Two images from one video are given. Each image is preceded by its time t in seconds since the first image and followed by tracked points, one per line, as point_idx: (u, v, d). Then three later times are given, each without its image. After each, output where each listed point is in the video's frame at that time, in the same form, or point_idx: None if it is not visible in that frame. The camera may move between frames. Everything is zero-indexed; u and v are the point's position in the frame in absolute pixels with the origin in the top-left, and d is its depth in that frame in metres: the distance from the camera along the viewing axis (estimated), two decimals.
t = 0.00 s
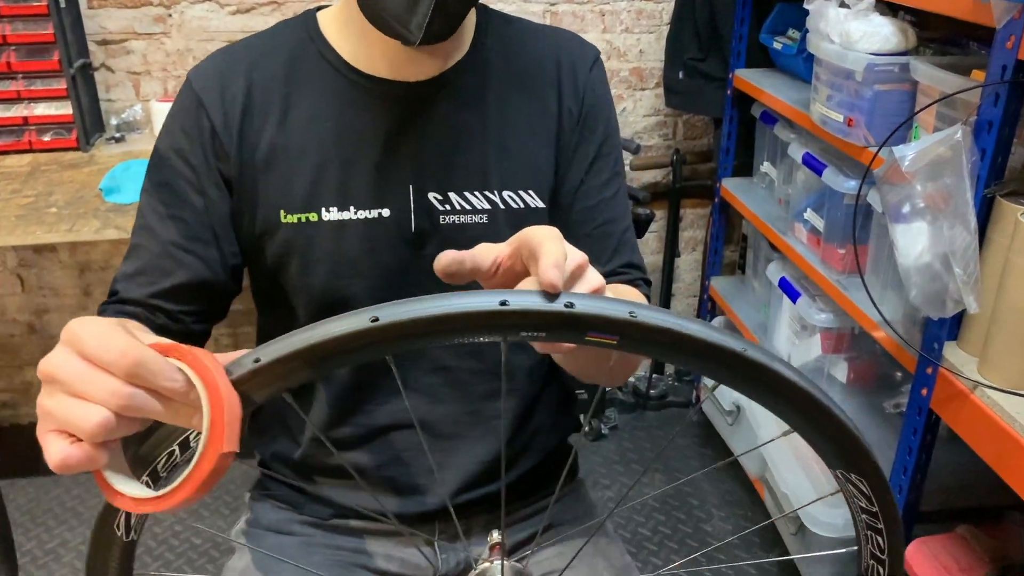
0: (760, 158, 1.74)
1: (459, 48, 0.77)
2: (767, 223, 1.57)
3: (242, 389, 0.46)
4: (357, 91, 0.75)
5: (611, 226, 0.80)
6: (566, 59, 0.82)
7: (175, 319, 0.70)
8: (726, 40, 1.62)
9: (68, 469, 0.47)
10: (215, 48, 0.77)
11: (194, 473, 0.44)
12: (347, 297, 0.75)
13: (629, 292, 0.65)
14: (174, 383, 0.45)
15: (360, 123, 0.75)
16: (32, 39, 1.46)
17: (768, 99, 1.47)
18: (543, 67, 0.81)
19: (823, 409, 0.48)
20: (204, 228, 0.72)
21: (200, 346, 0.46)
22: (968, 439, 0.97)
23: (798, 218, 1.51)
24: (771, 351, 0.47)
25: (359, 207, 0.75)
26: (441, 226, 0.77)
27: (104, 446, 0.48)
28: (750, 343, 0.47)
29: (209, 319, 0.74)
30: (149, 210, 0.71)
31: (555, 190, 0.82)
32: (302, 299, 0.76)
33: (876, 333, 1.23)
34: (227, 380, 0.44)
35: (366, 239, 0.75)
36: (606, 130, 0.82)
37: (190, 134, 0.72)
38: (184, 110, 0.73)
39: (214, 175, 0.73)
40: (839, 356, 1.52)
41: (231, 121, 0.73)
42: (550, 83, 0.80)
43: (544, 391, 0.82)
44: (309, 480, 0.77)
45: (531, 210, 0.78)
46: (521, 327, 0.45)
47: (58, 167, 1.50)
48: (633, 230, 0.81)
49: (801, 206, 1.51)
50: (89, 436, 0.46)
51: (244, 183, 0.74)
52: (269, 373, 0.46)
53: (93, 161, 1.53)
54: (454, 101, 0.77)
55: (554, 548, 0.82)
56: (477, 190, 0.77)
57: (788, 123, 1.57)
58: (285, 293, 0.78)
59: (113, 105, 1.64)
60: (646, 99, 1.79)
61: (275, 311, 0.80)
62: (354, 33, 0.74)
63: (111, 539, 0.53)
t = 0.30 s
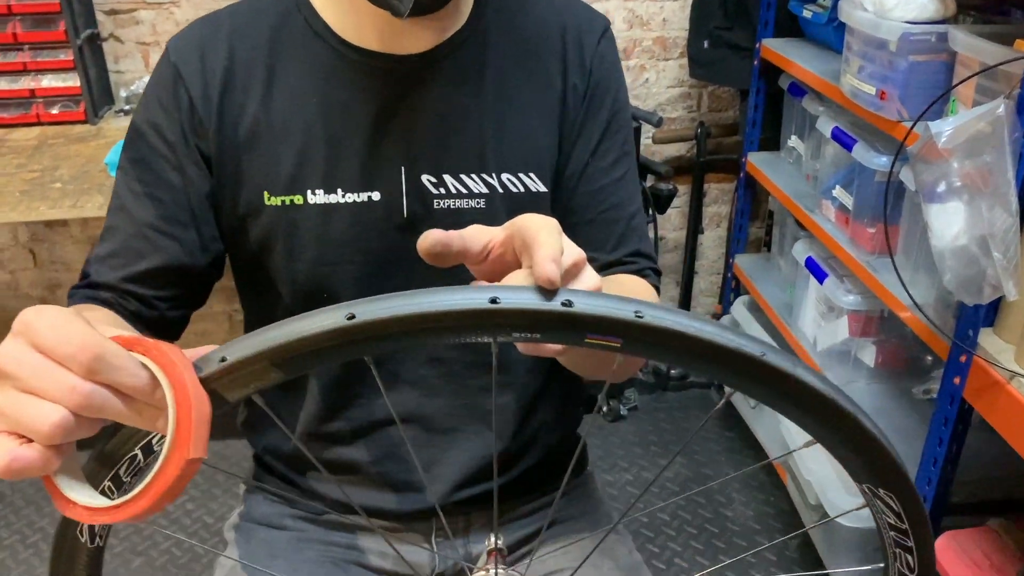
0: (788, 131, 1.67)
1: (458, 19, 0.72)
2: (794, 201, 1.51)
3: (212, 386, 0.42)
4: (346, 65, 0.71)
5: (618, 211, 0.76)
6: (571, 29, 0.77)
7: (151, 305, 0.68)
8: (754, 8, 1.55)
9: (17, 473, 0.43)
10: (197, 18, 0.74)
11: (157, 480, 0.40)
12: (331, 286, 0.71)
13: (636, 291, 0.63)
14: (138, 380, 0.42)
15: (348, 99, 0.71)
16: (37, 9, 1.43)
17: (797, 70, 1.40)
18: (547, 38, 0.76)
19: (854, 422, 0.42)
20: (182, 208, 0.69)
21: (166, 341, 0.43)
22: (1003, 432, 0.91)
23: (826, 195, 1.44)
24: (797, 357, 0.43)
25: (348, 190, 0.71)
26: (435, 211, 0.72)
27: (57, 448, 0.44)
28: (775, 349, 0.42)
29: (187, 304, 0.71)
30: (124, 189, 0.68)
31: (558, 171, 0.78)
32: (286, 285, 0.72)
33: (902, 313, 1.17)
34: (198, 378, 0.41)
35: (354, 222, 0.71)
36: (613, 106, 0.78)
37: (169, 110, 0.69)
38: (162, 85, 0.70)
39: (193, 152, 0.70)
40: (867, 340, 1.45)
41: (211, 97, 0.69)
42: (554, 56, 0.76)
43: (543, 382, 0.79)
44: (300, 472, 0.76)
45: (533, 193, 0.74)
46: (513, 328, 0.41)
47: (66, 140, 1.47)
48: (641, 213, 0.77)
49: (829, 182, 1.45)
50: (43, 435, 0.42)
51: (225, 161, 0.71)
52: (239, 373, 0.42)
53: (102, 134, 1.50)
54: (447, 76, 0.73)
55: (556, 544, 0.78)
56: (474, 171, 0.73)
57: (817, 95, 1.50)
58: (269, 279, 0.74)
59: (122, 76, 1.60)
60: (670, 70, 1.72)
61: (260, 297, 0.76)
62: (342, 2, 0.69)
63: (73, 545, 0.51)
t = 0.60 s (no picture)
0: (816, 96, 1.61)
1: None
2: (821, 170, 1.44)
3: (206, 381, 0.41)
4: (346, 31, 0.67)
5: (635, 182, 0.73)
6: None
7: (149, 287, 0.65)
8: None
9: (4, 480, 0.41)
10: None
11: (154, 486, 0.38)
12: (334, 266, 0.68)
13: (661, 279, 0.65)
14: (128, 378, 0.40)
15: (349, 68, 0.67)
16: None
17: (825, 33, 1.34)
18: None
19: (899, 417, 0.41)
20: (179, 185, 0.67)
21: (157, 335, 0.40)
22: None
23: (855, 163, 1.38)
24: (841, 350, 0.41)
25: (350, 164, 0.67)
26: (442, 186, 0.69)
27: (46, 452, 0.42)
28: (817, 342, 0.40)
29: (189, 287, 0.69)
30: (119, 167, 0.66)
31: (572, 141, 0.73)
32: (288, 264, 0.69)
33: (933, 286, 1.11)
34: (193, 376, 0.39)
35: (357, 198, 0.67)
36: (631, 71, 0.74)
37: (161, 82, 0.66)
38: (156, 55, 0.66)
39: (188, 126, 0.67)
40: (896, 313, 1.39)
41: (204, 67, 0.66)
42: (568, 19, 0.72)
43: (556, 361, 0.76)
44: (309, 455, 0.74)
45: (547, 164, 0.71)
46: (534, 321, 0.39)
47: (76, 110, 1.44)
48: (660, 185, 0.74)
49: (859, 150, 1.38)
50: (30, 440, 0.40)
51: (221, 135, 0.67)
52: (239, 367, 0.41)
53: (112, 103, 1.47)
54: (453, 43, 0.69)
55: (576, 530, 0.76)
56: (483, 143, 0.70)
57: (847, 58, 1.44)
58: (272, 258, 0.71)
59: (133, 43, 1.57)
60: (693, 33, 1.66)
61: (265, 276, 0.73)
62: None
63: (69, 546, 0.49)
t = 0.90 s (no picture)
0: (829, 62, 1.56)
1: None
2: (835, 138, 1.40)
3: (219, 379, 0.38)
4: None
5: (652, 149, 0.70)
6: None
7: (153, 274, 0.62)
8: None
9: (12, 489, 0.38)
10: None
11: (171, 489, 0.35)
12: (346, 242, 0.65)
13: (675, 250, 0.62)
14: (134, 377, 0.37)
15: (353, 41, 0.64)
16: None
17: None
18: None
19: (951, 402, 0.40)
20: (178, 165, 0.63)
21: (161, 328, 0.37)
22: None
23: (870, 132, 1.33)
24: (889, 331, 0.39)
25: (356, 138, 0.64)
26: (451, 158, 0.66)
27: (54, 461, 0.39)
28: (863, 323, 0.39)
29: (195, 275, 0.67)
30: (115, 149, 0.63)
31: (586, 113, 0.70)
32: (294, 244, 0.66)
33: (950, 255, 1.07)
34: (203, 372, 0.35)
35: (365, 174, 0.65)
36: (644, 33, 0.70)
37: (154, 53, 0.62)
38: (148, 26, 0.63)
39: (185, 103, 0.63)
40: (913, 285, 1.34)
41: (200, 37, 0.62)
42: None
43: (572, 338, 0.74)
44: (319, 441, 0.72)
45: (561, 133, 0.68)
46: (567, 309, 0.37)
47: (72, 86, 1.41)
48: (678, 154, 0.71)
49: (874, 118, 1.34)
50: (34, 448, 0.37)
51: (219, 112, 0.64)
52: (252, 360, 0.38)
53: (109, 78, 1.44)
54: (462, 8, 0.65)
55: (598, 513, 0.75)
56: (494, 112, 0.66)
57: (861, 24, 1.39)
58: (277, 237, 0.68)
59: (128, 16, 1.53)
60: None
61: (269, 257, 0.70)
62: None
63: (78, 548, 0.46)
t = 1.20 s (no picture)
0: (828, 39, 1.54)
1: None
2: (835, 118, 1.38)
3: (235, 388, 0.37)
4: None
5: (646, 116, 0.66)
6: None
7: (147, 264, 0.60)
8: None
9: (19, 515, 0.37)
10: None
11: (192, 508, 0.33)
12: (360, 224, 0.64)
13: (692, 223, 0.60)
14: (147, 388, 0.35)
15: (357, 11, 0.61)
16: None
17: None
18: None
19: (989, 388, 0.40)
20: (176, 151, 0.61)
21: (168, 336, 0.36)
22: None
23: (871, 111, 1.31)
24: (934, 325, 0.39)
25: (363, 117, 0.63)
26: (457, 133, 0.64)
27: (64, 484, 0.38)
28: (909, 318, 0.38)
29: (191, 260, 0.63)
30: (107, 134, 0.60)
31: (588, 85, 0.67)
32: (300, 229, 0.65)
33: (952, 235, 1.07)
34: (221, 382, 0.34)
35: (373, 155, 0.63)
36: None
37: (151, 35, 0.60)
38: (144, 5, 0.60)
39: (183, 87, 0.61)
40: (913, 267, 1.33)
41: (200, 17, 0.60)
42: None
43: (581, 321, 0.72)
44: (324, 430, 0.70)
45: (565, 103, 0.65)
46: (607, 310, 0.36)
47: (59, 68, 1.37)
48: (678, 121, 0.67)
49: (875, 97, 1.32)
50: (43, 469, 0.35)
51: (221, 95, 0.62)
52: (272, 370, 0.37)
53: (97, 60, 1.40)
54: None
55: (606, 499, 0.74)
56: (498, 83, 0.64)
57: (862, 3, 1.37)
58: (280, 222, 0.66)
59: None
60: None
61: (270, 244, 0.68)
62: None
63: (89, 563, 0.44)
